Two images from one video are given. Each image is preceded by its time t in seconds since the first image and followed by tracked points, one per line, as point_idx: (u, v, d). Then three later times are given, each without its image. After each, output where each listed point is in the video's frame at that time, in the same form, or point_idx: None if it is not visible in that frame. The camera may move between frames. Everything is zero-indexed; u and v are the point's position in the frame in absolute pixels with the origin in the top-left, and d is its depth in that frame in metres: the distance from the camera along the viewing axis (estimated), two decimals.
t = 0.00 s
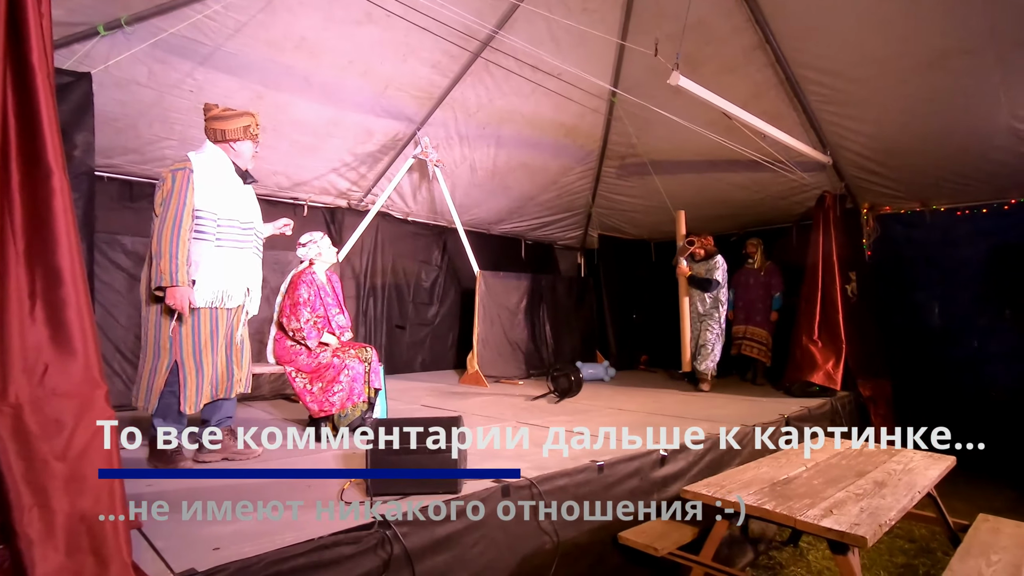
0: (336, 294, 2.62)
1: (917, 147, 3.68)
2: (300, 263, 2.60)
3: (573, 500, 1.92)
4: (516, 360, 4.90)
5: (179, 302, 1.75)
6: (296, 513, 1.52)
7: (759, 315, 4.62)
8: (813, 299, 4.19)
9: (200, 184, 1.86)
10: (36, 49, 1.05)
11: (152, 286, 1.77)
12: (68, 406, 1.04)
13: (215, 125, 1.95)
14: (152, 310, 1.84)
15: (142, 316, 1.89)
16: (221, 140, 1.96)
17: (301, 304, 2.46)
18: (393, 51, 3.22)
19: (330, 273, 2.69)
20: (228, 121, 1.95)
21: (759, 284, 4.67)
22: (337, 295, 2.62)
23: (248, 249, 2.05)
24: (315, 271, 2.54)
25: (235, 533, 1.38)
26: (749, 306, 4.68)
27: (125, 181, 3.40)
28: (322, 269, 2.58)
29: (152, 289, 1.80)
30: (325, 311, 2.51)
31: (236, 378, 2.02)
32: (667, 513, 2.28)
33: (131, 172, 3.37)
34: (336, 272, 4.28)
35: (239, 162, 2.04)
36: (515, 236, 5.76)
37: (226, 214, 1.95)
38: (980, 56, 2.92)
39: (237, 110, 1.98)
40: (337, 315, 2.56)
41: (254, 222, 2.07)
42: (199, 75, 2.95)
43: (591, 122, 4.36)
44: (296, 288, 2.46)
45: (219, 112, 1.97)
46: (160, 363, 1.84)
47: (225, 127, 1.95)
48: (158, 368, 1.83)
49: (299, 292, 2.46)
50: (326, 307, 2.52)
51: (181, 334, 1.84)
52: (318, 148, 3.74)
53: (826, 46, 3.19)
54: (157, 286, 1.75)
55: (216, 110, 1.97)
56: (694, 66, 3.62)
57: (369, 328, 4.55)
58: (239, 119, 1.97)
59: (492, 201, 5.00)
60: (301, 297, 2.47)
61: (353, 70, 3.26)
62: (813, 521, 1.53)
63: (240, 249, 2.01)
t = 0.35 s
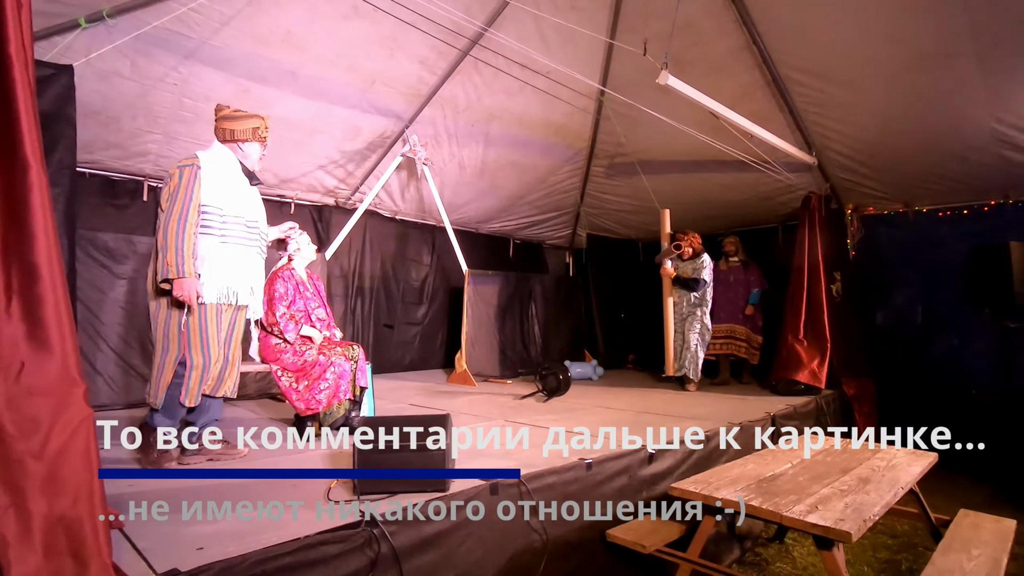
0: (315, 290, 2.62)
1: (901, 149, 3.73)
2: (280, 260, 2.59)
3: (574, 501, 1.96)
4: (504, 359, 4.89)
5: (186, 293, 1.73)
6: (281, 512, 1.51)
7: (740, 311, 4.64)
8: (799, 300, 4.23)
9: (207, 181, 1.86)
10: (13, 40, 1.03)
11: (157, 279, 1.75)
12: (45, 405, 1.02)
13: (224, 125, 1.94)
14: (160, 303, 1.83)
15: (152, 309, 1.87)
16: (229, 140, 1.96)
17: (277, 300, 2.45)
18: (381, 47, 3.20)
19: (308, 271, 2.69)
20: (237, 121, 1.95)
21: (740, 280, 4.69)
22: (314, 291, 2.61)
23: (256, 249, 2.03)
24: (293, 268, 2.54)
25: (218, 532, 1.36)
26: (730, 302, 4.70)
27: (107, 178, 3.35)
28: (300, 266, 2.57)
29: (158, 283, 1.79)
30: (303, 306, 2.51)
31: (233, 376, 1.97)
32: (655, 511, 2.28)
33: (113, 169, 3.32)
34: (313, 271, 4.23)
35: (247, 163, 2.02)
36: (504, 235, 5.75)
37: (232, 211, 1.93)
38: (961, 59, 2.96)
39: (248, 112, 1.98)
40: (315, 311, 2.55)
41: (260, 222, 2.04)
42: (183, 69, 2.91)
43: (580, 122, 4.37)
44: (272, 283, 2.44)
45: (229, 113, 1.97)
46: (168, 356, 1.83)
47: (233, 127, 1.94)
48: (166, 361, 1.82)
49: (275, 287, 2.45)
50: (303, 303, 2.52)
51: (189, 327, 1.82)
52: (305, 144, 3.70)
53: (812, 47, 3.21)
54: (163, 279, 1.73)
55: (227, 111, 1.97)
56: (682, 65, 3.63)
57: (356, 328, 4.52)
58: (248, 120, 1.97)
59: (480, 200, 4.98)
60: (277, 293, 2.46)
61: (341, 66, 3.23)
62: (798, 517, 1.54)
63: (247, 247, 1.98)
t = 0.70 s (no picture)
0: (297, 289, 2.63)
1: (882, 150, 3.77)
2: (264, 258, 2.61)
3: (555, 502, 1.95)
4: (491, 358, 4.88)
5: (184, 289, 1.70)
6: (262, 513, 1.49)
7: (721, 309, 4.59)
8: (782, 299, 4.27)
9: (206, 176, 1.83)
10: None
11: (154, 275, 1.72)
12: (16, 403, 1.00)
13: (220, 120, 1.92)
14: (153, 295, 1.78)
15: (143, 302, 1.82)
16: (224, 135, 1.94)
17: (256, 296, 2.46)
18: (366, 43, 3.18)
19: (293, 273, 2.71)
20: (233, 117, 1.94)
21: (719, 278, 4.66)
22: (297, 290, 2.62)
23: (246, 245, 2.01)
24: (276, 266, 2.56)
25: (198, 533, 1.34)
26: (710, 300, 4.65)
27: (86, 174, 3.30)
28: (283, 265, 2.59)
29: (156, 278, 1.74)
30: (282, 304, 2.52)
31: (209, 379, 1.83)
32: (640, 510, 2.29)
33: (93, 165, 3.27)
34: (295, 270, 4.16)
35: (242, 159, 2.01)
36: (490, 234, 5.74)
37: (228, 207, 1.91)
38: (940, 62, 3.00)
39: (243, 107, 1.98)
40: (295, 309, 2.56)
41: (253, 220, 2.03)
42: (165, 63, 2.87)
43: (566, 122, 4.38)
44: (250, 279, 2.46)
45: (224, 108, 1.95)
46: (160, 351, 1.77)
47: (231, 122, 1.93)
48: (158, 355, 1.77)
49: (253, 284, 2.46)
50: (283, 300, 2.53)
51: (185, 323, 1.77)
52: (290, 140, 3.67)
53: (795, 49, 3.24)
54: (161, 274, 1.71)
55: (221, 106, 1.95)
56: (668, 66, 3.64)
57: (343, 328, 4.48)
58: (244, 115, 1.96)
59: (466, 199, 4.97)
60: (257, 290, 2.47)
61: (326, 61, 3.21)
62: (780, 513, 1.56)
63: (241, 244, 1.97)
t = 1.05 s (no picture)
0: (277, 287, 2.60)
1: (861, 152, 3.83)
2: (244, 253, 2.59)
3: (536, 502, 1.94)
4: (476, 357, 4.88)
5: (184, 288, 1.67)
6: (240, 513, 1.47)
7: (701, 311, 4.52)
8: (763, 298, 4.33)
9: (198, 168, 1.79)
10: None
11: (153, 274, 1.67)
12: None
13: (200, 106, 1.86)
14: (144, 295, 1.73)
15: (130, 302, 1.76)
16: (206, 120, 1.88)
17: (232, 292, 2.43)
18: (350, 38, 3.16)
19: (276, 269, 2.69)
20: (214, 103, 1.88)
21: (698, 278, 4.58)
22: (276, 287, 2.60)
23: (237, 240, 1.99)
24: (256, 262, 2.54)
25: (173, 533, 1.31)
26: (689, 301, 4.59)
27: (61, 168, 3.23)
28: (263, 261, 2.57)
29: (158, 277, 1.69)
30: (260, 301, 2.49)
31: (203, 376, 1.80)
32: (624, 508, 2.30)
33: (69, 159, 3.21)
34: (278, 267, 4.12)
35: (227, 147, 1.96)
36: (475, 233, 5.73)
37: (221, 200, 1.88)
38: (917, 65, 3.05)
39: (226, 93, 1.91)
40: (272, 306, 2.53)
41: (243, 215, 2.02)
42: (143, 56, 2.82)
43: (551, 121, 4.38)
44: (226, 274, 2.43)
45: (205, 93, 1.89)
46: (152, 353, 1.71)
47: (213, 108, 1.87)
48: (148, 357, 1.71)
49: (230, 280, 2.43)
50: (261, 298, 2.51)
51: (180, 323, 1.73)
52: (272, 134, 3.62)
53: (777, 50, 3.28)
54: (161, 274, 1.67)
55: (202, 91, 1.89)
56: (652, 65, 3.66)
57: (326, 327, 4.43)
58: (227, 101, 1.90)
59: (451, 198, 4.95)
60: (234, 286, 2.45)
61: (308, 56, 3.18)
62: (760, 509, 1.57)
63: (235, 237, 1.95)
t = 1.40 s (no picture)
0: (256, 284, 2.56)
1: (839, 154, 3.89)
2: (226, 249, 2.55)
3: (518, 501, 1.93)
4: (460, 356, 4.87)
5: (194, 282, 1.66)
6: (218, 514, 1.45)
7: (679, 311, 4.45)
8: (744, 298, 4.38)
9: (188, 160, 1.78)
10: None
11: (160, 268, 1.65)
12: None
13: (180, 93, 1.80)
14: (144, 291, 1.68)
15: (109, 301, 1.67)
16: (189, 109, 1.82)
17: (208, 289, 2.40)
18: (333, 34, 3.13)
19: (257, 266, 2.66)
20: (196, 90, 1.82)
21: (679, 277, 4.48)
22: (255, 285, 2.55)
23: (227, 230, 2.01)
24: (236, 260, 2.51)
25: (150, 535, 1.29)
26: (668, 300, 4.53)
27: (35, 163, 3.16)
28: (244, 258, 2.53)
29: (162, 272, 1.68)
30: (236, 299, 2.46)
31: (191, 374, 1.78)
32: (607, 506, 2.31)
33: (43, 153, 3.14)
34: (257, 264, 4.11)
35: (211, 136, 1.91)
36: (459, 233, 5.72)
37: (215, 191, 1.91)
38: (894, 68, 3.10)
39: (208, 79, 1.86)
40: (250, 305, 2.50)
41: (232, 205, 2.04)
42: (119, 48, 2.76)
43: (536, 120, 4.38)
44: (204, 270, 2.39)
45: (186, 80, 1.83)
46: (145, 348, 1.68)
47: (195, 95, 1.81)
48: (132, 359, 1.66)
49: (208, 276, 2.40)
50: (239, 295, 2.47)
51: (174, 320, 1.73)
52: (254, 128, 3.58)
53: (757, 53, 3.31)
54: (167, 267, 1.64)
55: (182, 77, 1.83)
56: (636, 66, 3.68)
57: (308, 326, 4.39)
58: (210, 87, 1.84)
59: (435, 197, 4.94)
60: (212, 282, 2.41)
61: (290, 50, 3.14)
62: (741, 505, 1.58)
63: (228, 228, 1.99)
